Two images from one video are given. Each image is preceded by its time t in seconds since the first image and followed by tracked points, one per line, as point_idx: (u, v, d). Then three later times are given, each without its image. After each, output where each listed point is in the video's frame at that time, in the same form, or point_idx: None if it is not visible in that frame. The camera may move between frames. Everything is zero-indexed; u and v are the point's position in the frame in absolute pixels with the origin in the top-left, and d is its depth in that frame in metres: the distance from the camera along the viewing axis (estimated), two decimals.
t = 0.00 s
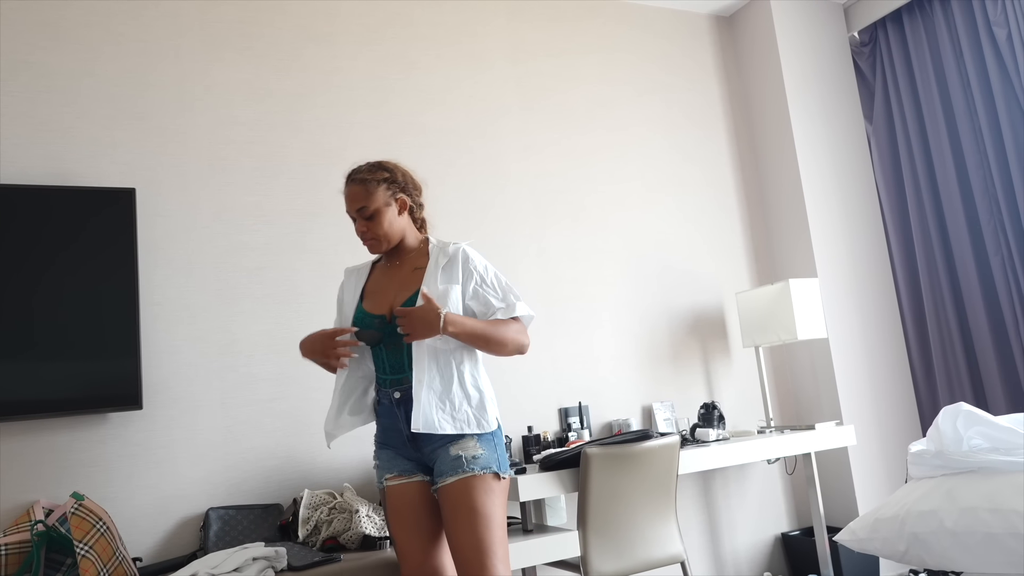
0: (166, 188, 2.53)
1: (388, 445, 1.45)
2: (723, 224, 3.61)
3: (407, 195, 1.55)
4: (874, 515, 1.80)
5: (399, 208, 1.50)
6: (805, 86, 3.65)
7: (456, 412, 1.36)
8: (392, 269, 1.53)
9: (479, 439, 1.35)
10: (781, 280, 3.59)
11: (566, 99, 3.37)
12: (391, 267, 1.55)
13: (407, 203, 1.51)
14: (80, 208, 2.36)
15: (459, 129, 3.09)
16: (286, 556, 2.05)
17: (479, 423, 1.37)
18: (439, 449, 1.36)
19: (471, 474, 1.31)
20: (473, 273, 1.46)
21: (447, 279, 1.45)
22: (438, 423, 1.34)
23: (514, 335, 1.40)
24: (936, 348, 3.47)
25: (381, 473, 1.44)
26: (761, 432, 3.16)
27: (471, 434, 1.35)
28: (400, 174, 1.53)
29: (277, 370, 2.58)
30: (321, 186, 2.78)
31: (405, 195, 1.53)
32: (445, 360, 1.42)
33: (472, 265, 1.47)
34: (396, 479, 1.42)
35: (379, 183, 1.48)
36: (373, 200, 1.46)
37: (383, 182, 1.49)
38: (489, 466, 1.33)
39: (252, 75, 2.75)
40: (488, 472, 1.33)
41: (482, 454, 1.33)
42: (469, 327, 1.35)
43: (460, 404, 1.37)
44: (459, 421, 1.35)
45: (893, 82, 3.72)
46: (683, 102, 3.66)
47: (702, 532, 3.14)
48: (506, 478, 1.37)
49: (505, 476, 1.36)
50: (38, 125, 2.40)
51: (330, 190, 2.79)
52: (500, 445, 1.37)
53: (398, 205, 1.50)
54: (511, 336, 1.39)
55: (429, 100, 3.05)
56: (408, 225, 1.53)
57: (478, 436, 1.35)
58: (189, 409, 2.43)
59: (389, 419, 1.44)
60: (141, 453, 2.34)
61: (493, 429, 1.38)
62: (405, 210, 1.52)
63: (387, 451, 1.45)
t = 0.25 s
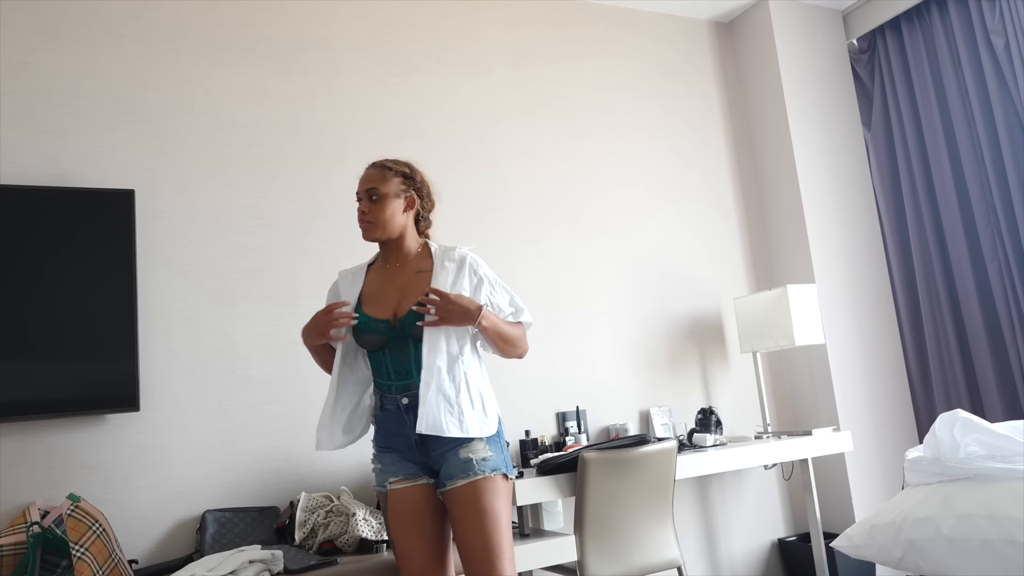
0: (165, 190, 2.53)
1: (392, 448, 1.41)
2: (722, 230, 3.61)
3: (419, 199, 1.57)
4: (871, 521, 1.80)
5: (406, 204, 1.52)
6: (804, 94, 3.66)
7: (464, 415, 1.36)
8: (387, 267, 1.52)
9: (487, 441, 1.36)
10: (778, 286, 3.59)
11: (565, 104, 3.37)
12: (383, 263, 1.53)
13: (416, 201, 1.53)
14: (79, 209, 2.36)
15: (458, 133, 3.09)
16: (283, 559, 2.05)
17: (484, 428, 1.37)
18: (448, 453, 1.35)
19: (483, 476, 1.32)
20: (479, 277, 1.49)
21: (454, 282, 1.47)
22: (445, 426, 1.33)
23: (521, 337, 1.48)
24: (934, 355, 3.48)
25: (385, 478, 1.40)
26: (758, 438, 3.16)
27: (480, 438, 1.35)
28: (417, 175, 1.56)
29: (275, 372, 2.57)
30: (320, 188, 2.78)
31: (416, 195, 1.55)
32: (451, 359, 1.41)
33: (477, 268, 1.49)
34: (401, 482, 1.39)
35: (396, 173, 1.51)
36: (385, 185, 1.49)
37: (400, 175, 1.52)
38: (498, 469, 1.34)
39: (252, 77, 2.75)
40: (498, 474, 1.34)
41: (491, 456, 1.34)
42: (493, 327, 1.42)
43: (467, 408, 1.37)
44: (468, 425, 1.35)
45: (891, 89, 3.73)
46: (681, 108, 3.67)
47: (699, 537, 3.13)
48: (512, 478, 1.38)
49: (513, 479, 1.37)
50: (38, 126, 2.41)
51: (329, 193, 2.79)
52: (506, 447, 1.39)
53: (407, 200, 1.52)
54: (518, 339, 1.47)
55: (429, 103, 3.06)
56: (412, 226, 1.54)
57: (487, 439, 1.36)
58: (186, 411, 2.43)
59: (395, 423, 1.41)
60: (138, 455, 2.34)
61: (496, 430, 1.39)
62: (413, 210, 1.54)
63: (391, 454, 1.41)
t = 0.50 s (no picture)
0: (163, 194, 2.53)
1: (404, 450, 1.34)
2: (720, 234, 3.62)
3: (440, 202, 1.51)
4: (868, 526, 1.80)
5: (428, 204, 1.45)
6: (802, 99, 3.67)
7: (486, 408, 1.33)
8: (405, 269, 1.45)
9: (502, 443, 1.32)
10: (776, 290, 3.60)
11: (564, 108, 3.38)
12: (400, 265, 1.45)
13: (438, 202, 1.46)
14: (77, 213, 2.36)
15: (457, 137, 3.10)
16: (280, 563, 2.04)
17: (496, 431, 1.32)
18: (463, 455, 1.30)
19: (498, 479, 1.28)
20: (497, 282, 1.46)
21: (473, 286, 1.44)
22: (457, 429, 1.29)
23: (540, 342, 1.45)
24: (931, 360, 3.48)
25: (395, 480, 1.32)
26: (755, 442, 3.16)
27: (495, 440, 1.31)
28: (440, 176, 1.49)
29: (272, 376, 2.57)
30: (319, 192, 2.78)
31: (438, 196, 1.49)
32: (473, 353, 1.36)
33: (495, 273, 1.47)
34: (413, 484, 1.31)
35: (419, 174, 1.45)
36: (407, 185, 1.43)
37: (423, 175, 1.46)
38: (513, 473, 1.30)
39: (251, 81, 2.76)
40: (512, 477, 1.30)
41: (506, 459, 1.30)
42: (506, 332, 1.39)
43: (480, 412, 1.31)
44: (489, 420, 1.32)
45: (889, 95, 3.74)
46: (680, 112, 3.68)
47: (696, 542, 3.13)
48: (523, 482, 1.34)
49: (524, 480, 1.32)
50: (36, 129, 2.41)
51: (328, 197, 2.80)
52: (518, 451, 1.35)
53: (429, 201, 1.46)
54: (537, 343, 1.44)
55: (427, 107, 3.06)
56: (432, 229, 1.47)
57: (501, 441, 1.32)
58: (184, 415, 2.42)
59: (410, 424, 1.33)
60: (135, 459, 2.34)
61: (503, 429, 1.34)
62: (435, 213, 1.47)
63: (402, 456, 1.33)
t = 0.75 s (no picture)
0: (159, 195, 2.52)
1: (428, 451, 1.26)
2: (717, 237, 3.62)
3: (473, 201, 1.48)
4: (864, 529, 1.79)
5: (462, 202, 1.43)
6: (799, 103, 3.68)
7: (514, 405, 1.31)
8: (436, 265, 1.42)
9: (526, 442, 1.28)
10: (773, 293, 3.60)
11: (561, 111, 3.38)
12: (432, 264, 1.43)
13: (472, 201, 1.44)
14: (72, 213, 2.35)
15: (454, 139, 3.09)
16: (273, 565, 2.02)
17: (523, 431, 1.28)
18: (491, 456, 1.25)
19: (523, 479, 1.23)
20: (524, 283, 1.44)
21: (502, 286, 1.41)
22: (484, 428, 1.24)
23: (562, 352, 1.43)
24: (928, 364, 3.48)
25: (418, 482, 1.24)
26: (752, 445, 3.16)
27: (521, 439, 1.27)
28: (473, 175, 1.46)
29: (268, 378, 2.56)
30: (316, 194, 2.78)
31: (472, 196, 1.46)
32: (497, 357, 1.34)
33: (522, 274, 1.45)
34: (435, 487, 1.23)
35: (452, 173, 1.43)
36: (440, 182, 1.40)
37: (456, 174, 1.44)
38: (537, 473, 1.26)
39: (248, 82, 2.75)
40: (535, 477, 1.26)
41: (531, 459, 1.26)
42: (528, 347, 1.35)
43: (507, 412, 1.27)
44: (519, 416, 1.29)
45: (886, 99, 3.74)
46: (677, 115, 3.68)
47: (692, 545, 3.13)
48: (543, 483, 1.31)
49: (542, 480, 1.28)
50: (32, 130, 2.40)
51: (324, 198, 2.79)
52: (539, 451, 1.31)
53: (462, 199, 1.43)
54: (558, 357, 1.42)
55: (424, 109, 3.06)
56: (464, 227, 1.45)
57: (526, 440, 1.28)
58: (178, 416, 2.41)
59: (436, 424, 1.27)
60: (129, 460, 2.32)
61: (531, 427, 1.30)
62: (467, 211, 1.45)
63: (425, 457, 1.26)
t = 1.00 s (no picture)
0: (149, 196, 2.51)
1: (445, 443, 1.24)
2: (707, 238, 3.63)
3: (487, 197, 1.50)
4: (852, 530, 1.80)
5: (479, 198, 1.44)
6: (789, 104, 3.69)
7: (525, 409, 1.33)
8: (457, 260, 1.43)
9: (537, 444, 1.31)
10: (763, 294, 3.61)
11: (552, 112, 3.38)
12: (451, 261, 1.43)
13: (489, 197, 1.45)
14: (61, 215, 2.34)
15: (445, 141, 3.09)
16: (263, 568, 2.01)
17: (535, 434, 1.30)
18: (506, 454, 1.26)
19: (535, 480, 1.25)
20: (541, 286, 1.48)
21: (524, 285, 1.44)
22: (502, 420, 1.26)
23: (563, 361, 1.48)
24: (918, 364, 3.49)
25: (434, 471, 1.20)
26: (743, 446, 3.17)
27: (533, 441, 1.30)
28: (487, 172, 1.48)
29: (259, 380, 2.56)
30: (307, 195, 2.77)
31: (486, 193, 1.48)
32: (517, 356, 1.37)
33: (541, 277, 1.49)
34: (452, 477, 1.21)
35: (468, 168, 1.44)
36: (458, 178, 1.41)
37: (472, 170, 1.45)
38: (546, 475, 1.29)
39: (239, 83, 2.74)
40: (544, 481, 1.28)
41: (542, 460, 1.29)
42: (536, 361, 1.38)
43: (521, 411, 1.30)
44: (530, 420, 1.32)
45: (876, 100, 3.76)
46: (667, 115, 3.69)
47: (683, 545, 3.13)
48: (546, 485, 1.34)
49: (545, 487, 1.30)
50: (20, 131, 2.38)
51: (316, 199, 2.79)
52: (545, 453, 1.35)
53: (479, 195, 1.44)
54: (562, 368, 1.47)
55: (416, 110, 3.06)
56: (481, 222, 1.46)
57: (537, 443, 1.31)
58: (168, 419, 2.40)
59: (456, 415, 1.25)
60: (119, 463, 2.31)
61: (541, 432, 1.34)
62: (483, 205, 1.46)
63: (442, 449, 1.23)
